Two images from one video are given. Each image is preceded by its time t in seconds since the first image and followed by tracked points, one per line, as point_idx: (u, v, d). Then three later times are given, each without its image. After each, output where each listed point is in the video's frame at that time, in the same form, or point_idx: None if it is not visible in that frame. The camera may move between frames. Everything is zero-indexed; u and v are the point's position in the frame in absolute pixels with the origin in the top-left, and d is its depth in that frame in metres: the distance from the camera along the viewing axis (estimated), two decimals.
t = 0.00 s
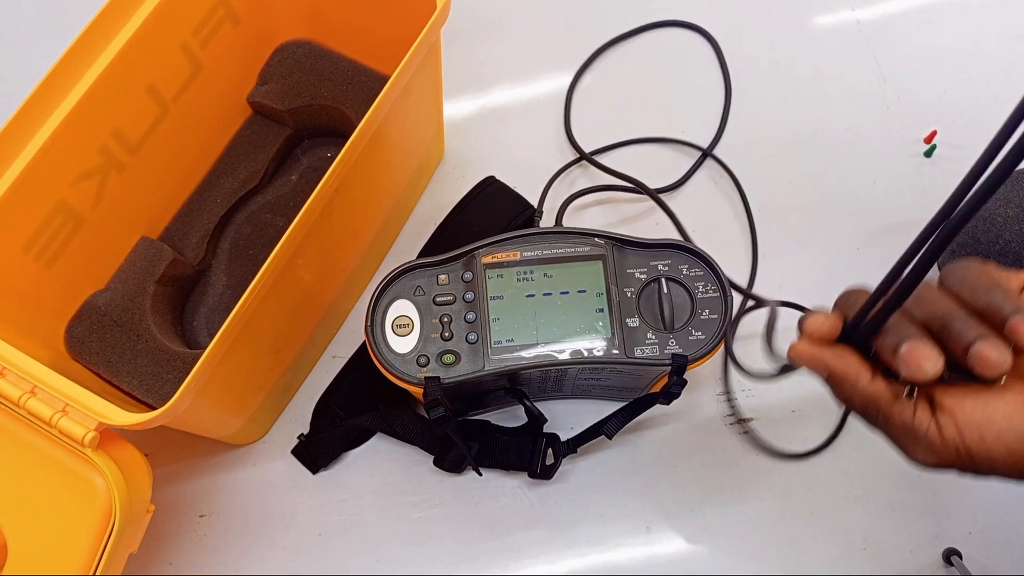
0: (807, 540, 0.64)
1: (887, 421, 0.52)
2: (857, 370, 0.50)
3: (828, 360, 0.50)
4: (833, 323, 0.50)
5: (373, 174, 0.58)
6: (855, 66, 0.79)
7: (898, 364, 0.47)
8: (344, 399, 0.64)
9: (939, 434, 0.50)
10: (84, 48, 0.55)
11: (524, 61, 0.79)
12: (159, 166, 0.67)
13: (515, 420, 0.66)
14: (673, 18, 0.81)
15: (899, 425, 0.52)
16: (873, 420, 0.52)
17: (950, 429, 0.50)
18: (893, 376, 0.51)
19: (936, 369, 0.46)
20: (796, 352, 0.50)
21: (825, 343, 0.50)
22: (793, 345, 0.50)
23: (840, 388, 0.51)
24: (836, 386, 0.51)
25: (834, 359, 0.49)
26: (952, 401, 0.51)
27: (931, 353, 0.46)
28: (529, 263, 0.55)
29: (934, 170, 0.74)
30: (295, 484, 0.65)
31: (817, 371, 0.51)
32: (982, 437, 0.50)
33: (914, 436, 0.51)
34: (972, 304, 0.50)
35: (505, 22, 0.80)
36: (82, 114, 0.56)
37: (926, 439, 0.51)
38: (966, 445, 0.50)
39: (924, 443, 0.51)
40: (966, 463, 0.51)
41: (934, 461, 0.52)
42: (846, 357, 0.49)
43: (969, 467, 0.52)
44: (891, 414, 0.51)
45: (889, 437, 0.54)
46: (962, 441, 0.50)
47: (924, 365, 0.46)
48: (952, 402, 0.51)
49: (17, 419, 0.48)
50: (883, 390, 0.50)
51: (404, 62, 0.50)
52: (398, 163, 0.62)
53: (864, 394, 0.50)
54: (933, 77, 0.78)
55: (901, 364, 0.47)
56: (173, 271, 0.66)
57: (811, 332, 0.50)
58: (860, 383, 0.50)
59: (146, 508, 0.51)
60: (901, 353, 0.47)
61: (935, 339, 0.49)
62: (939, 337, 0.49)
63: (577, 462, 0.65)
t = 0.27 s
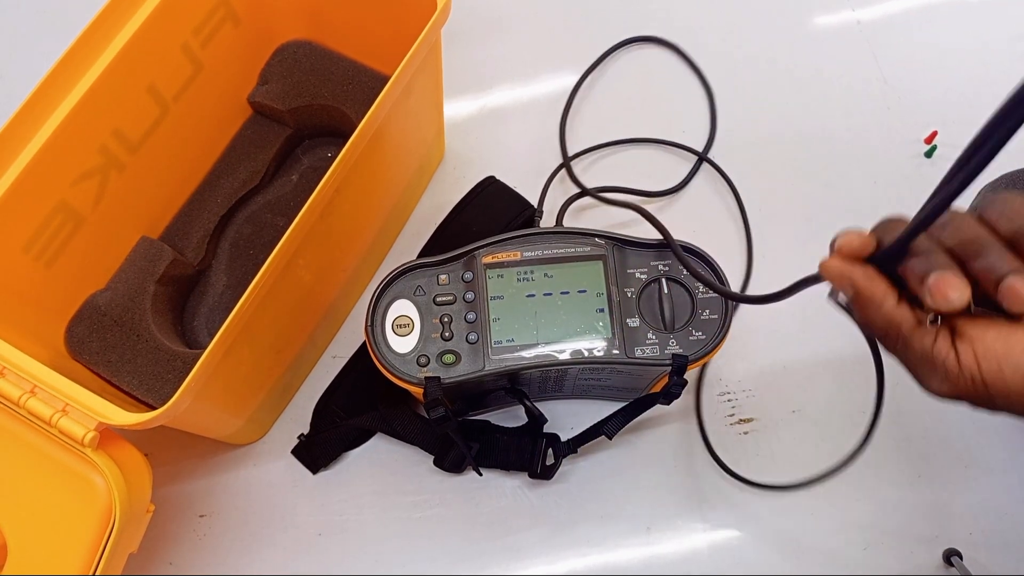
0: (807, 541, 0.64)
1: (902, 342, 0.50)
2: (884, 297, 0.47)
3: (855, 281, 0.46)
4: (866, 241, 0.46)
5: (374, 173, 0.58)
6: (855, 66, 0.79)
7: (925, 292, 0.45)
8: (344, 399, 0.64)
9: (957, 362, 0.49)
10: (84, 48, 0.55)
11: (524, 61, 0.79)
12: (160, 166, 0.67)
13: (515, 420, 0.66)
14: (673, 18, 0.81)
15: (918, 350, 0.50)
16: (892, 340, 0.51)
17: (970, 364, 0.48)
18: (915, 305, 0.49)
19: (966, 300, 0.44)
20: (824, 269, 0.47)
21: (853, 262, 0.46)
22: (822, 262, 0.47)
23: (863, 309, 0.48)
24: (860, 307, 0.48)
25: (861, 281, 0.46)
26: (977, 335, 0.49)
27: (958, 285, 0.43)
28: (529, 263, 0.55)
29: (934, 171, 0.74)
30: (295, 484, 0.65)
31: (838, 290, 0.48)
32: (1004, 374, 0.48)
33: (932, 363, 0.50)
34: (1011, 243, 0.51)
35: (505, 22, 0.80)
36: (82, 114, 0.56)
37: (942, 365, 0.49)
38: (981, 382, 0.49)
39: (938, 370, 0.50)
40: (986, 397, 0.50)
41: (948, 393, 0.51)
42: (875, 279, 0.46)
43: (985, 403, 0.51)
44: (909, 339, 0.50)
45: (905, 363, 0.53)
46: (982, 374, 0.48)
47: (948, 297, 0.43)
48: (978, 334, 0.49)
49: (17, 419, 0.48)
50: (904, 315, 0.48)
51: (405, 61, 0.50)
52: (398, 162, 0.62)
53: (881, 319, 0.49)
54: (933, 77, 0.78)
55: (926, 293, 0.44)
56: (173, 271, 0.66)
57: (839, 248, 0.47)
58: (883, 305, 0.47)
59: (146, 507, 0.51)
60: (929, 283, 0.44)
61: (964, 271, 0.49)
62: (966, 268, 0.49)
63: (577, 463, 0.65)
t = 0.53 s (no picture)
0: (807, 541, 0.64)
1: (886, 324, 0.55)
2: (882, 286, 0.52)
3: (861, 271, 0.52)
4: (872, 236, 0.53)
5: (374, 174, 0.58)
6: (854, 67, 0.79)
7: (926, 287, 0.49)
8: (344, 398, 0.65)
9: (953, 347, 0.52)
10: (84, 48, 0.55)
11: (524, 62, 0.79)
12: (160, 166, 0.67)
13: (515, 421, 0.66)
14: (673, 19, 0.81)
15: (915, 335, 0.53)
16: (892, 325, 0.54)
17: (965, 348, 0.52)
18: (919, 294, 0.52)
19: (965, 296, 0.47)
20: (836, 258, 0.53)
21: (862, 252, 0.53)
22: (835, 252, 0.53)
23: (863, 291, 0.54)
24: (863, 291, 0.54)
25: (865, 272, 0.52)
26: (974, 325, 0.51)
27: (958, 278, 0.47)
28: (529, 264, 0.55)
29: (933, 171, 0.74)
30: (295, 483, 0.65)
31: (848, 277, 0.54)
32: (998, 362, 0.51)
33: (930, 346, 0.53)
34: (1001, 235, 0.52)
35: (506, 22, 0.80)
36: (83, 115, 0.56)
37: (938, 348, 0.53)
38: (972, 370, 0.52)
39: (934, 352, 0.53)
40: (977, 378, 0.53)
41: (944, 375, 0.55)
42: (880, 273, 0.52)
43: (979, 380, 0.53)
44: (909, 324, 0.53)
45: (908, 348, 0.56)
46: (975, 359, 0.51)
47: (950, 289, 0.47)
48: (974, 320, 0.51)
49: (18, 419, 0.48)
50: (908, 304, 0.52)
51: (405, 62, 0.50)
52: (398, 163, 0.62)
53: (881, 307, 0.54)
54: (933, 78, 0.78)
55: (928, 287, 0.48)
56: (173, 271, 0.66)
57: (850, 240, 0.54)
58: (886, 296, 0.52)
59: (146, 507, 0.51)
60: (931, 277, 0.48)
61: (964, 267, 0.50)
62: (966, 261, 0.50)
63: (576, 463, 0.65)
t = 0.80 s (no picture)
0: (808, 541, 0.64)
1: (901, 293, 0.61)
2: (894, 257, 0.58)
3: (873, 244, 0.58)
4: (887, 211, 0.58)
5: (374, 173, 0.58)
6: (855, 66, 0.79)
7: (935, 258, 0.55)
8: (344, 399, 0.65)
9: (960, 317, 0.58)
10: (84, 47, 0.55)
11: (524, 61, 0.79)
12: (160, 166, 0.67)
13: (515, 421, 0.66)
14: (673, 18, 0.81)
15: (926, 307, 0.59)
16: (903, 299, 0.61)
17: (971, 318, 0.57)
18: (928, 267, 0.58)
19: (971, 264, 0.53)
20: (851, 232, 0.59)
21: (880, 229, 0.58)
22: (848, 227, 0.59)
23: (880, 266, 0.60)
24: (877, 265, 0.59)
25: (879, 245, 0.57)
26: (982, 297, 0.57)
27: (966, 253, 0.53)
28: (529, 263, 0.55)
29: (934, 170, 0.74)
30: (295, 484, 0.65)
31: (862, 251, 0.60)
32: (1003, 332, 0.56)
33: (940, 317, 0.59)
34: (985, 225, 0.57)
35: (505, 22, 0.80)
36: (82, 114, 0.56)
37: (947, 319, 0.58)
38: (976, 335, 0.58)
39: (940, 324, 0.59)
40: (985, 351, 0.58)
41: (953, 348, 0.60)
42: (895, 246, 0.57)
43: (985, 357, 0.59)
44: (920, 296, 0.59)
45: (921, 322, 0.62)
46: (981, 328, 0.57)
47: (955, 259, 0.53)
48: (983, 293, 0.57)
49: (17, 420, 0.48)
50: (917, 274, 0.58)
51: (405, 61, 0.50)
52: (398, 163, 0.62)
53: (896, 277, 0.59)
54: (933, 77, 0.78)
55: (937, 258, 0.54)
56: (173, 271, 0.66)
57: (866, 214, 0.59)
58: (895, 267, 0.58)
59: (146, 507, 0.51)
60: (940, 247, 0.54)
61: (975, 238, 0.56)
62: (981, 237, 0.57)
63: (577, 462, 0.65)
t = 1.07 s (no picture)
0: (807, 541, 0.64)
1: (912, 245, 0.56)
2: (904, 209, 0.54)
3: (893, 195, 0.53)
4: (907, 160, 0.54)
5: (374, 174, 0.58)
6: (855, 67, 0.79)
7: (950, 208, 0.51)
8: (344, 398, 0.65)
9: (971, 272, 0.53)
10: (84, 48, 0.55)
11: (524, 61, 0.79)
12: (160, 166, 0.67)
13: (516, 421, 0.66)
14: (673, 18, 0.81)
15: (937, 261, 0.55)
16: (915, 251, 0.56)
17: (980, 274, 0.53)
18: (943, 220, 0.54)
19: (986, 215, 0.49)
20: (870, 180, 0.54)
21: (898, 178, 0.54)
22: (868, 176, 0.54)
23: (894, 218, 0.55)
24: (891, 216, 0.55)
25: (897, 197, 0.53)
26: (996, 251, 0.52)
27: (986, 208, 0.49)
28: (529, 264, 0.55)
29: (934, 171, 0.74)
30: (295, 483, 0.65)
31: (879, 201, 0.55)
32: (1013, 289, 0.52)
33: (949, 272, 0.55)
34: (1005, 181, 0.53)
35: (505, 22, 0.80)
36: (82, 114, 0.56)
37: (957, 274, 0.54)
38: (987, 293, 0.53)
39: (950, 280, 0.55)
40: (993, 307, 0.54)
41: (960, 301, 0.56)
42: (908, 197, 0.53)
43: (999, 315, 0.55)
44: (932, 250, 0.55)
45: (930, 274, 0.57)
46: (990, 284, 0.52)
47: (967, 210, 0.49)
48: (997, 246, 0.53)
49: (17, 420, 0.48)
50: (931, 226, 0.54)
51: (405, 61, 0.50)
52: (398, 163, 0.62)
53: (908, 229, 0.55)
54: (933, 77, 0.78)
55: (955, 213, 0.51)
56: (173, 271, 0.66)
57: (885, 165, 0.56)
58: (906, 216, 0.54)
59: (146, 507, 0.51)
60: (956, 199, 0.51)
61: (992, 196, 0.53)
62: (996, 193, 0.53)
63: (577, 463, 0.65)
